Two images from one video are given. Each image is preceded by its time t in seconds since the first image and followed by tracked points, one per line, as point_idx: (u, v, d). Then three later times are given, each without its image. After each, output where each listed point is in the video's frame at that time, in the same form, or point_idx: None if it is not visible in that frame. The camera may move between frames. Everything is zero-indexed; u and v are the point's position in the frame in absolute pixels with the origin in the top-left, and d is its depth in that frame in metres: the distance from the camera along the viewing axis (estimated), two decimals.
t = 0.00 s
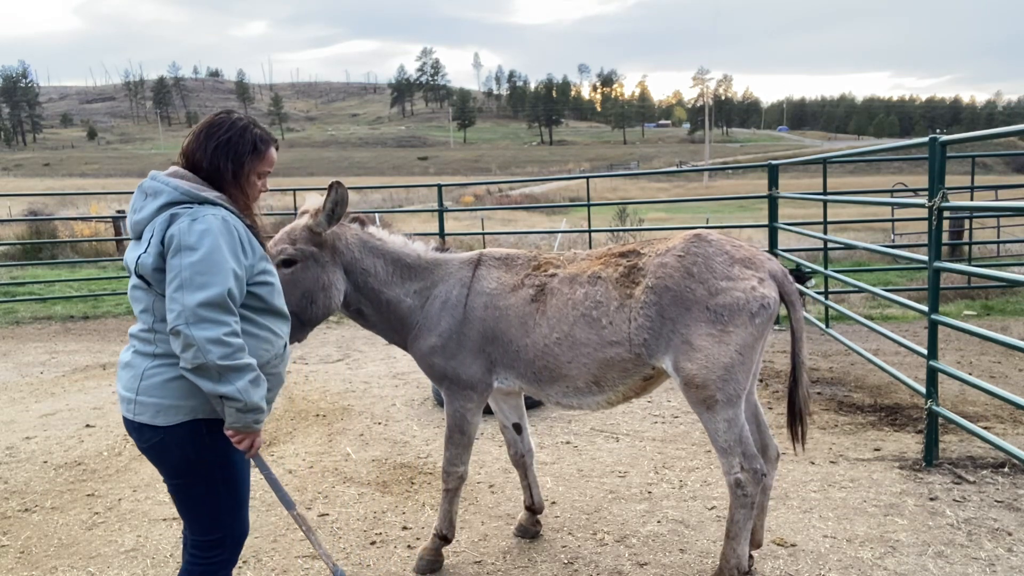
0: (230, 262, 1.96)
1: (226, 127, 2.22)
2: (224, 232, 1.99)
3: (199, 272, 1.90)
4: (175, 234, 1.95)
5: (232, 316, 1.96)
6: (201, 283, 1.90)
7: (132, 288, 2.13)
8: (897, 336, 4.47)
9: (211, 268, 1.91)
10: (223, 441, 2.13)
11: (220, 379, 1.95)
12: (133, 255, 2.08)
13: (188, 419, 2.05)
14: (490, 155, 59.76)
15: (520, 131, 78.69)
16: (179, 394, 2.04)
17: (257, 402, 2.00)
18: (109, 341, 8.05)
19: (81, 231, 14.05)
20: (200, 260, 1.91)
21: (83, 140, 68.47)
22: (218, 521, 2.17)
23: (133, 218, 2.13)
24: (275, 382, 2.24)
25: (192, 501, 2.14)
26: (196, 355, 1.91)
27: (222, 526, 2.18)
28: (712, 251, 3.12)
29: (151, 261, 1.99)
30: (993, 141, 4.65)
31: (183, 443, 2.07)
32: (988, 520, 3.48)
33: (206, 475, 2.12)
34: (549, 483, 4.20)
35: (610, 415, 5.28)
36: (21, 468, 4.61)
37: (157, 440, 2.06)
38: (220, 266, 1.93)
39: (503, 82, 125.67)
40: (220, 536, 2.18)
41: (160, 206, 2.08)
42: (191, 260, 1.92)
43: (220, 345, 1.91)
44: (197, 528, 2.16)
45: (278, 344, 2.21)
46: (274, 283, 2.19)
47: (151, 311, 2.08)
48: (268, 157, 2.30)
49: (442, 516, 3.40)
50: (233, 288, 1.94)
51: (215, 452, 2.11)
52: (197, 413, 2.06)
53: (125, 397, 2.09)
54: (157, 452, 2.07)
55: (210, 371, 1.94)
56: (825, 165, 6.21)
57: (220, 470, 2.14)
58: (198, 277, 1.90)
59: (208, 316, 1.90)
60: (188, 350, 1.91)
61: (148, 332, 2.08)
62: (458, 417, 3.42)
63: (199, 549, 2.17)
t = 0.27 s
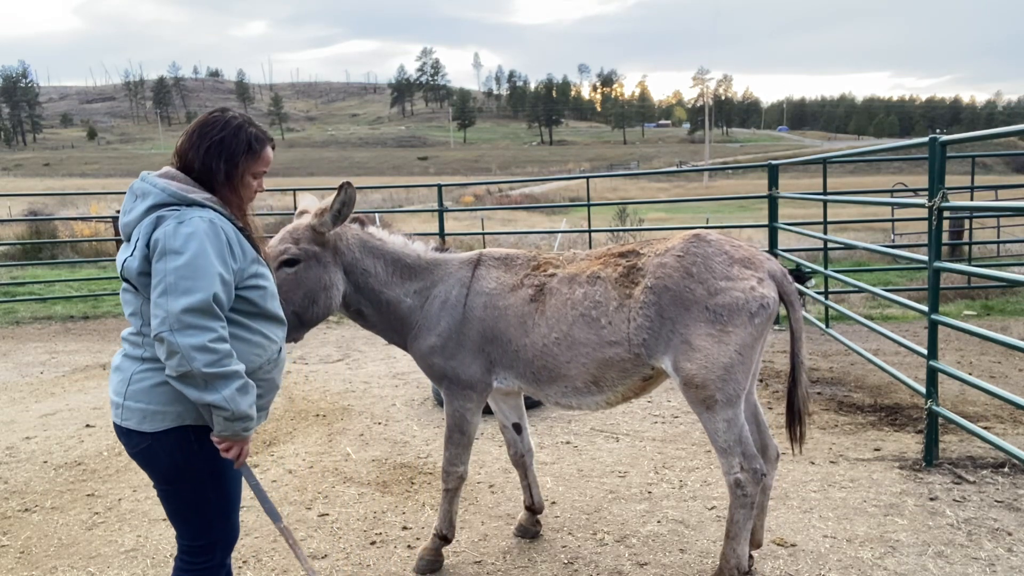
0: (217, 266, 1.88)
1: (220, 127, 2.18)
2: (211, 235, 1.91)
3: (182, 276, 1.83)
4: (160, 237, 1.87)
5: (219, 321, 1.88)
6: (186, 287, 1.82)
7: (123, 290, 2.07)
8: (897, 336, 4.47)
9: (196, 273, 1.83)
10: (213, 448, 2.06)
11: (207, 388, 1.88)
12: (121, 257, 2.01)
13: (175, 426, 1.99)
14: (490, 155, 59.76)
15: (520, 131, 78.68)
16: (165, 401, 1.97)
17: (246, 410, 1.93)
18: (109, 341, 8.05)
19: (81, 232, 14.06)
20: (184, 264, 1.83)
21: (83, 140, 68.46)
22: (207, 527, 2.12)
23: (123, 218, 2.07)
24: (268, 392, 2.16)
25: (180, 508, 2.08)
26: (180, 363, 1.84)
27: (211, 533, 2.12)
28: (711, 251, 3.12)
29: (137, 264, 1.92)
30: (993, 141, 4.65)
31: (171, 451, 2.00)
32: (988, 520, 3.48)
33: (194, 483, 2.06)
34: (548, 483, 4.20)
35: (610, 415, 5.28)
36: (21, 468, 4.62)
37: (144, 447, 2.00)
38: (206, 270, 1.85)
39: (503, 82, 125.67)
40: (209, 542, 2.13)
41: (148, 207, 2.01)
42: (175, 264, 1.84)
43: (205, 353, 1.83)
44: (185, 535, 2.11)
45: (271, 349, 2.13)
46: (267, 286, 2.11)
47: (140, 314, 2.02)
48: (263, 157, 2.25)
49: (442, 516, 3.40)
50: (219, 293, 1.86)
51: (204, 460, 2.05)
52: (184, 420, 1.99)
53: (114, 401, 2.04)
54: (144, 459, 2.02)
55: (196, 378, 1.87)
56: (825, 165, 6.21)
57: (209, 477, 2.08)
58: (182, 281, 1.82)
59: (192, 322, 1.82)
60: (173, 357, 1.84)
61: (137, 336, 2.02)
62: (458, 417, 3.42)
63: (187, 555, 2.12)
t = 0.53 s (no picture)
0: (202, 270, 1.82)
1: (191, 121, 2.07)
2: (196, 238, 1.84)
3: (164, 281, 1.77)
4: (143, 240, 1.82)
5: (203, 326, 1.82)
6: (168, 292, 1.76)
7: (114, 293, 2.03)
8: (897, 336, 4.47)
9: (178, 277, 1.77)
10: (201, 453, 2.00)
11: (190, 396, 1.82)
12: (109, 260, 1.97)
13: (161, 432, 1.93)
14: (490, 155, 59.77)
15: (520, 131, 78.68)
16: (153, 407, 1.92)
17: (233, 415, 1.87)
18: (109, 341, 8.05)
19: (81, 232, 14.07)
20: (167, 268, 1.77)
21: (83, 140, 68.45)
22: (197, 532, 2.06)
23: (113, 219, 2.02)
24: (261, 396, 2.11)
25: (171, 513, 2.03)
26: (162, 369, 1.78)
27: (202, 538, 2.07)
28: (711, 251, 3.12)
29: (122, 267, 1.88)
30: (993, 141, 4.65)
31: (158, 456, 1.95)
32: (988, 520, 3.48)
33: (184, 487, 2.00)
34: (549, 483, 4.20)
35: (610, 415, 5.28)
36: (21, 468, 4.62)
37: (131, 452, 1.95)
38: (189, 274, 1.79)
39: (503, 82, 125.68)
40: (199, 547, 2.07)
41: (132, 208, 1.94)
42: (157, 267, 1.78)
43: (187, 359, 1.77)
44: (175, 540, 2.06)
45: (264, 354, 2.07)
46: (258, 291, 2.05)
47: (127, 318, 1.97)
48: (240, 145, 2.10)
49: (442, 516, 3.40)
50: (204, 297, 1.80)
51: (192, 465, 1.99)
52: (169, 426, 1.94)
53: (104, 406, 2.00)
54: (132, 464, 1.97)
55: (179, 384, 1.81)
56: (825, 165, 6.21)
57: (197, 483, 2.01)
58: (164, 285, 1.76)
59: (174, 327, 1.76)
60: (154, 363, 1.79)
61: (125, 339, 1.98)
62: (458, 416, 3.42)
63: (178, 560, 2.07)
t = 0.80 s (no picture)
0: (157, 263, 1.79)
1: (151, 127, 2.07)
2: (157, 234, 1.82)
3: (120, 274, 1.75)
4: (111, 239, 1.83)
5: (157, 312, 1.77)
6: (117, 283, 1.74)
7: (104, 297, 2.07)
8: (897, 336, 4.47)
9: (134, 271, 1.75)
10: (184, 458, 1.98)
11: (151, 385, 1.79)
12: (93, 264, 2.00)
13: (141, 437, 1.92)
14: (490, 155, 59.76)
15: (520, 131, 78.68)
16: (130, 411, 1.91)
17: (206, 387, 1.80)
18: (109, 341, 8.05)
19: (81, 232, 14.07)
20: (120, 263, 1.76)
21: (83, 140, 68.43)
22: (187, 537, 2.04)
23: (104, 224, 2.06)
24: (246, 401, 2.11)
25: (160, 518, 2.01)
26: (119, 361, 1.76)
27: (191, 542, 2.05)
28: (710, 251, 3.11)
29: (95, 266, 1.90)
30: (993, 141, 4.65)
31: (140, 461, 1.94)
32: (988, 520, 3.48)
33: (171, 492, 1.99)
34: (549, 483, 4.20)
35: (610, 415, 5.28)
36: (21, 468, 4.62)
37: (115, 457, 1.95)
38: (141, 266, 1.76)
39: (503, 82, 125.68)
40: (189, 551, 2.06)
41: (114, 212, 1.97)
42: (115, 261, 1.77)
43: (140, 348, 1.73)
44: (166, 544, 2.05)
45: (249, 358, 2.05)
46: (240, 294, 2.02)
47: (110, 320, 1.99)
48: (192, 135, 2.03)
49: (442, 517, 3.40)
50: (156, 284, 1.75)
51: (174, 470, 1.97)
52: (148, 432, 1.92)
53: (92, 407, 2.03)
54: (117, 469, 1.97)
55: (140, 370, 1.78)
56: (825, 165, 6.21)
57: (181, 488, 1.99)
58: (115, 279, 1.74)
59: (120, 314, 1.73)
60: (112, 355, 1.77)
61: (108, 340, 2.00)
62: (458, 417, 3.43)
63: (169, 564, 2.06)
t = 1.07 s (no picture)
0: (132, 270, 1.78)
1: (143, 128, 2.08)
2: (133, 241, 1.81)
3: (95, 284, 1.76)
4: (90, 247, 1.84)
5: (135, 320, 1.78)
6: (91, 294, 1.75)
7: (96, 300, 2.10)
8: (897, 336, 4.47)
9: (109, 280, 1.76)
10: (168, 462, 1.97)
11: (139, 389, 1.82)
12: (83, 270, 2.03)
13: (122, 442, 1.93)
14: (490, 155, 59.75)
15: (520, 131, 78.66)
16: (113, 414, 1.93)
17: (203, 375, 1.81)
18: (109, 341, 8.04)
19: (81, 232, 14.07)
20: (94, 273, 1.76)
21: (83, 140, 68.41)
22: (177, 541, 2.03)
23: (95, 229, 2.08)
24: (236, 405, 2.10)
25: (149, 520, 2.01)
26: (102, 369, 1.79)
27: (180, 546, 2.03)
28: (709, 251, 3.12)
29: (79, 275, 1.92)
30: (993, 141, 4.65)
31: (124, 465, 1.95)
32: (988, 520, 3.48)
33: (158, 495, 1.99)
34: (549, 483, 4.20)
35: (610, 415, 5.28)
36: (21, 468, 4.62)
37: (101, 459, 1.97)
38: (114, 275, 1.76)
39: (503, 82, 125.69)
40: (179, 555, 2.04)
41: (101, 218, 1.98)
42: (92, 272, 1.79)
43: (120, 356, 1.76)
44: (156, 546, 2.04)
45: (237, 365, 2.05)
46: (225, 301, 2.01)
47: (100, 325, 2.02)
48: (182, 136, 2.03)
49: (442, 516, 3.40)
50: (131, 292, 1.75)
51: (158, 474, 1.96)
52: (129, 436, 1.93)
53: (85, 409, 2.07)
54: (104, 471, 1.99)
55: (128, 375, 1.81)
56: (825, 165, 6.20)
57: (167, 492, 1.98)
58: (90, 289, 1.75)
59: (96, 325, 1.75)
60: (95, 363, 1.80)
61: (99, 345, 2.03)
62: (457, 417, 3.42)
63: (160, 567, 2.06)
